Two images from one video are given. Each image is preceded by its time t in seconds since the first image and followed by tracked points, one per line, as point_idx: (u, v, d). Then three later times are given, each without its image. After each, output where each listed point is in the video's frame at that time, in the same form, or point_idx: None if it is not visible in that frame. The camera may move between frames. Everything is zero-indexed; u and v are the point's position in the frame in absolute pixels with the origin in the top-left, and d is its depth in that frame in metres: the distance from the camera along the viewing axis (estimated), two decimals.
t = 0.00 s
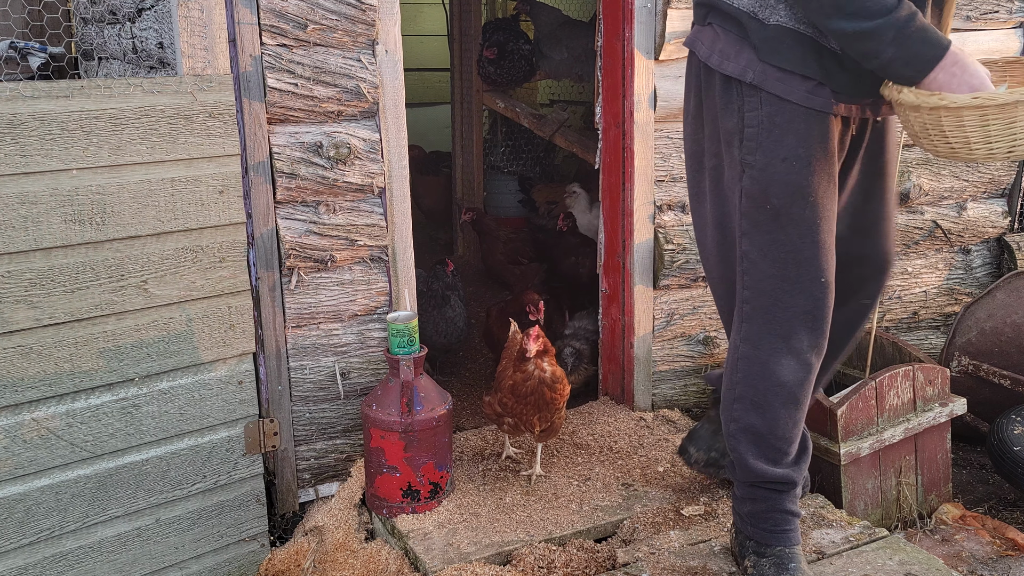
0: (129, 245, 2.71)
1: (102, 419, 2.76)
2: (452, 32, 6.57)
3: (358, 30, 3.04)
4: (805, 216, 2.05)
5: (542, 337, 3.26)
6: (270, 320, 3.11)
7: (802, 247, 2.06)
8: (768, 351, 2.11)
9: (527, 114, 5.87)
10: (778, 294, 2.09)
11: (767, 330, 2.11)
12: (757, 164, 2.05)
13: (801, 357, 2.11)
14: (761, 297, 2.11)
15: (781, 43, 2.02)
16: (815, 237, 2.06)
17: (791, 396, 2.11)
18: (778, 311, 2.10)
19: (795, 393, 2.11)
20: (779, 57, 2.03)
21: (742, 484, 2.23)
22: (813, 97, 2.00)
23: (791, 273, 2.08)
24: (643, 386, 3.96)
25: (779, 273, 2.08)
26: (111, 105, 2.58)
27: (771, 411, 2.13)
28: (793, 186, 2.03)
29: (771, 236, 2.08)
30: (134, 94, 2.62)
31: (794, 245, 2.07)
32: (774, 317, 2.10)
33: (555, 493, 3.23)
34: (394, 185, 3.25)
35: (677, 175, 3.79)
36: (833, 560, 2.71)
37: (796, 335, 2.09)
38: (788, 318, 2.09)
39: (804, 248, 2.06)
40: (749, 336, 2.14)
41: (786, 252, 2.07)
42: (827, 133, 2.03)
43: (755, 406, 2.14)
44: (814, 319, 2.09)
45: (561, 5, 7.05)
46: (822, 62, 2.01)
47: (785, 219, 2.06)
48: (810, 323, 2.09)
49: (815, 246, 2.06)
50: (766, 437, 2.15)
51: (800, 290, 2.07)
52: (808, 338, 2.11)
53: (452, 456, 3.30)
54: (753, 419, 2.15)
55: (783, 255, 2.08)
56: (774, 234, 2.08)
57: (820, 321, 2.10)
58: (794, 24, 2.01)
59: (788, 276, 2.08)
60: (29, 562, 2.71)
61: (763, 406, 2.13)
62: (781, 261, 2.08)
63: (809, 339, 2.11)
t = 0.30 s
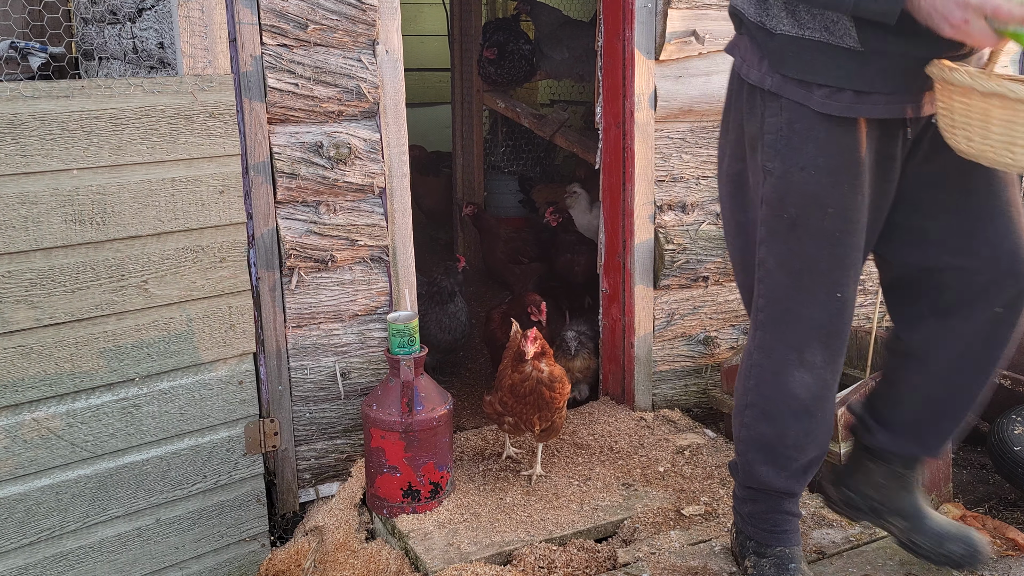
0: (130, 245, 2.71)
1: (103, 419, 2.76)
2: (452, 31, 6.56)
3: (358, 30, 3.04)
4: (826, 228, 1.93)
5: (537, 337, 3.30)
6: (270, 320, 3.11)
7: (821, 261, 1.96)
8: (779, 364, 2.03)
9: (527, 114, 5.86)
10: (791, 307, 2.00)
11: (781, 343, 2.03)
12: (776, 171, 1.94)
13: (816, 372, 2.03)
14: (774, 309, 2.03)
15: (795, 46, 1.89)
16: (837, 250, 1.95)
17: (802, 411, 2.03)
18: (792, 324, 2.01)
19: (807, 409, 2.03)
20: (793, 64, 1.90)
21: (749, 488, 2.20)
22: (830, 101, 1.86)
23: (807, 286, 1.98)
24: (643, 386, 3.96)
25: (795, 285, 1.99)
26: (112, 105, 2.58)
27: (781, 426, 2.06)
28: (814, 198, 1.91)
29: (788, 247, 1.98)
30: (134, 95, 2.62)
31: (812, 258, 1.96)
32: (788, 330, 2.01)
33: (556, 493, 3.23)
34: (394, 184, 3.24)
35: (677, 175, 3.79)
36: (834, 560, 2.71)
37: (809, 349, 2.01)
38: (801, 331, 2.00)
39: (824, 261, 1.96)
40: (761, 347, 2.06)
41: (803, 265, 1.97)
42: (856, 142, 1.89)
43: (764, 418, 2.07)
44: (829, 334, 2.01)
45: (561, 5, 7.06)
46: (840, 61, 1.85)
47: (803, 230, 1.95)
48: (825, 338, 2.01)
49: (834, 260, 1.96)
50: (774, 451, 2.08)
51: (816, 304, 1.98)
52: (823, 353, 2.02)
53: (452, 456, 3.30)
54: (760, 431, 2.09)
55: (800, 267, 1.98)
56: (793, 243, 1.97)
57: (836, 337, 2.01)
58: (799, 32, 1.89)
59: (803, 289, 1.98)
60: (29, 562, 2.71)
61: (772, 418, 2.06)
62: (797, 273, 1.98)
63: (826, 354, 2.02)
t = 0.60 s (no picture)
0: (129, 245, 2.71)
1: (102, 419, 2.76)
2: (451, 32, 6.56)
3: (358, 30, 3.04)
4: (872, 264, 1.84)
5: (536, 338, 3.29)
6: (270, 320, 3.11)
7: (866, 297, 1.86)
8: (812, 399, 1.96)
9: (527, 114, 5.86)
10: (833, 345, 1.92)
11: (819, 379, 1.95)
12: (822, 204, 1.88)
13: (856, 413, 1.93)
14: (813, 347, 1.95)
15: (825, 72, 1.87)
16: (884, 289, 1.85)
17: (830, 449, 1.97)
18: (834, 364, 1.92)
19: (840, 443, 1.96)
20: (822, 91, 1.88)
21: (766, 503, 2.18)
22: (853, 132, 1.82)
23: (852, 329, 1.88)
24: (643, 386, 3.96)
25: (837, 323, 1.89)
26: (111, 105, 2.58)
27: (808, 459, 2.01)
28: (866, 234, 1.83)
29: (834, 285, 1.89)
30: (134, 95, 2.62)
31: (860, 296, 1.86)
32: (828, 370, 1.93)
33: (555, 493, 3.23)
34: (394, 185, 3.24)
35: (677, 175, 3.79)
36: (833, 560, 2.72)
37: (845, 393, 1.91)
38: (842, 373, 1.91)
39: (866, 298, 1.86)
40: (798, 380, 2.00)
41: (845, 305, 1.88)
42: (908, 179, 1.80)
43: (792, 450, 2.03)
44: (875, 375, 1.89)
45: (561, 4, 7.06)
46: (868, 89, 1.81)
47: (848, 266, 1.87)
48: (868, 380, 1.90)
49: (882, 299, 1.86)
50: (793, 478, 2.05)
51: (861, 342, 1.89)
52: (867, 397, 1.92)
53: (452, 456, 3.30)
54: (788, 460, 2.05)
55: (847, 307, 1.88)
56: (837, 282, 1.89)
57: (877, 384, 1.90)
58: (829, 57, 1.86)
59: (847, 329, 1.89)
60: (29, 562, 2.71)
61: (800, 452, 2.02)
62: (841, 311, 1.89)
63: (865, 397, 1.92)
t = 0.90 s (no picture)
0: (130, 245, 2.71)
1: (103, 419, 2.76)
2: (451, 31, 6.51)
3: (358, 30, 3.03)
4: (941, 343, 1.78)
5: (527, 336, 3.28)
6: (270, 320, 3.11)
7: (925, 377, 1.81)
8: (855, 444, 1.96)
9: (528, 115, 5.86)
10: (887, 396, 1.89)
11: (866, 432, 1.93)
12: (920, 254, 1.83)
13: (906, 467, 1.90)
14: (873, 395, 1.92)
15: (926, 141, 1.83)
16: (950, 371, 1.78)
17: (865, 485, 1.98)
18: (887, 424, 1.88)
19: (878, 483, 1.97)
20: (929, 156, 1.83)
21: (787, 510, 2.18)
22: (937, 191, 1.80)
23: (915, 397, 1.82)
24: (643, 386, 3.96)
25: (912, 379, 1.83)
26: (112, 105, 2.58)
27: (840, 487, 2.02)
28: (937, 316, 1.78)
29: (916, 344, 1.84)
30: (134, 95, 2.61)
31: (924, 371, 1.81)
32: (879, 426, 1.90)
33: (556, 493, 3.23)
34: (394, 185, 3.24)
35: (677, 175, 3.79)
36: (834, 560, 2.72)
37: (893, 444, 1.87)
38: (890, 433, 1.88)
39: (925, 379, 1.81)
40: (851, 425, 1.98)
41: (920, 362, 1.82)
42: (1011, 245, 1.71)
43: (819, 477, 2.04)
44: (930, 448, 1.84)
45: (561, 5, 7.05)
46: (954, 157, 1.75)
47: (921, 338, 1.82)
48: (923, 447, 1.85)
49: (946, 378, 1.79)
50: (821, 496, 2.05)
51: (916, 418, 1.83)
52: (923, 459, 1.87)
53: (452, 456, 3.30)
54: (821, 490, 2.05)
55: (922, 367, 1.81)
56: (919, 339, 1.83)
57: (930, 452, 1.85)
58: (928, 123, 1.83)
59: (908, 397, 1.84)
60: (29, 562, 2.71)
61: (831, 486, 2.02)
62: (906, 379, 1.85)
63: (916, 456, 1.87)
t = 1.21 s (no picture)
0: (129, 245, 2.71)
1: (102, 419, 2.76)
2: (452, 31, 6.50)
3: (358, 30, 3.03)
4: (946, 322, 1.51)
5: (526, 338, 3.24)
6: (270, 319, 3.11)
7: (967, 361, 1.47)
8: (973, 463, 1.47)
9: (528, 115, 5.86)
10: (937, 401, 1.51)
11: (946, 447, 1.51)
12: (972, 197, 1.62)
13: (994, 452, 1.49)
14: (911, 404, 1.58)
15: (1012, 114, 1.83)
16: (982, 341, 1.45)
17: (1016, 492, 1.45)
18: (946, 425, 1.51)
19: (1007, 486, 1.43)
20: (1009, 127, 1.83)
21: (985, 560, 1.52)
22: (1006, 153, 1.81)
23: (924, 372, 1.53)
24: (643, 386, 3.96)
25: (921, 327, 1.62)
26: (112, 105, 2.58)
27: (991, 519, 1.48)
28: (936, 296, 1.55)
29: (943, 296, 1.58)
30: (134, 95, 2.62)
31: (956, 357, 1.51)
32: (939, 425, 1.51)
33: (556, 493, 3.23)
34: (394, 185, 3.24)
35: (677, 175, 3.79)
36: (833, 560, 2.73)
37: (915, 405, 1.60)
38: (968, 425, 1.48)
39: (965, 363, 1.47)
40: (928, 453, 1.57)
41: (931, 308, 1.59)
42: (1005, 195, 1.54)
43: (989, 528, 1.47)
44: (1010, 426, 1.44)
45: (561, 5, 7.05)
46: None
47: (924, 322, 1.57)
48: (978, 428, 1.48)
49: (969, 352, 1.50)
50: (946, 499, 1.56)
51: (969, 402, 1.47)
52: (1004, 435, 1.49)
53: (451, 456, 3.30)
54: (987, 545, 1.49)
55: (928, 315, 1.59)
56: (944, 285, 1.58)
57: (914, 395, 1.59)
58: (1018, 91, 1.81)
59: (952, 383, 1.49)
60: (28, 562, 2.71)
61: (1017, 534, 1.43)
62: (927, 372, 1.53)
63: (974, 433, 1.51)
